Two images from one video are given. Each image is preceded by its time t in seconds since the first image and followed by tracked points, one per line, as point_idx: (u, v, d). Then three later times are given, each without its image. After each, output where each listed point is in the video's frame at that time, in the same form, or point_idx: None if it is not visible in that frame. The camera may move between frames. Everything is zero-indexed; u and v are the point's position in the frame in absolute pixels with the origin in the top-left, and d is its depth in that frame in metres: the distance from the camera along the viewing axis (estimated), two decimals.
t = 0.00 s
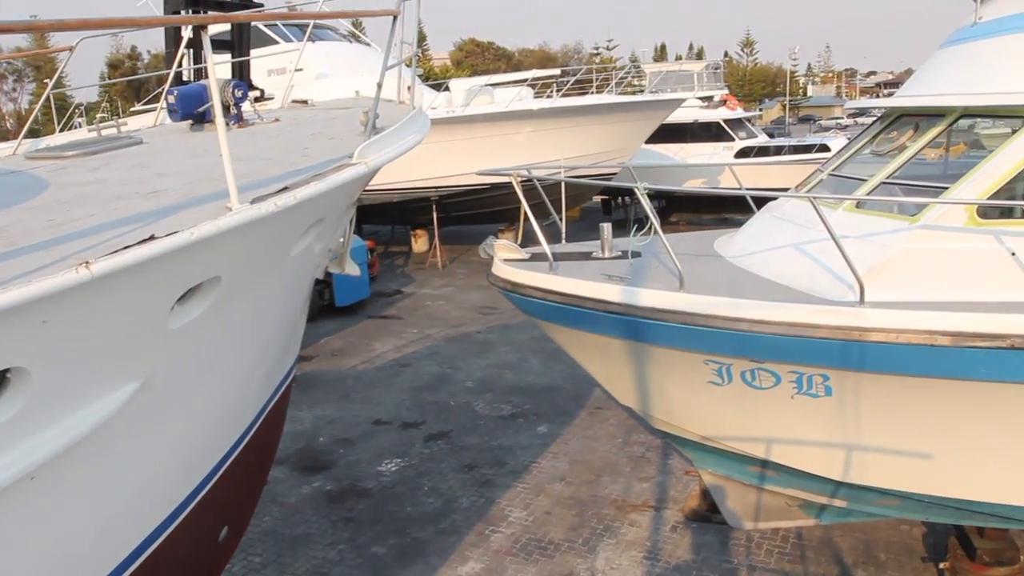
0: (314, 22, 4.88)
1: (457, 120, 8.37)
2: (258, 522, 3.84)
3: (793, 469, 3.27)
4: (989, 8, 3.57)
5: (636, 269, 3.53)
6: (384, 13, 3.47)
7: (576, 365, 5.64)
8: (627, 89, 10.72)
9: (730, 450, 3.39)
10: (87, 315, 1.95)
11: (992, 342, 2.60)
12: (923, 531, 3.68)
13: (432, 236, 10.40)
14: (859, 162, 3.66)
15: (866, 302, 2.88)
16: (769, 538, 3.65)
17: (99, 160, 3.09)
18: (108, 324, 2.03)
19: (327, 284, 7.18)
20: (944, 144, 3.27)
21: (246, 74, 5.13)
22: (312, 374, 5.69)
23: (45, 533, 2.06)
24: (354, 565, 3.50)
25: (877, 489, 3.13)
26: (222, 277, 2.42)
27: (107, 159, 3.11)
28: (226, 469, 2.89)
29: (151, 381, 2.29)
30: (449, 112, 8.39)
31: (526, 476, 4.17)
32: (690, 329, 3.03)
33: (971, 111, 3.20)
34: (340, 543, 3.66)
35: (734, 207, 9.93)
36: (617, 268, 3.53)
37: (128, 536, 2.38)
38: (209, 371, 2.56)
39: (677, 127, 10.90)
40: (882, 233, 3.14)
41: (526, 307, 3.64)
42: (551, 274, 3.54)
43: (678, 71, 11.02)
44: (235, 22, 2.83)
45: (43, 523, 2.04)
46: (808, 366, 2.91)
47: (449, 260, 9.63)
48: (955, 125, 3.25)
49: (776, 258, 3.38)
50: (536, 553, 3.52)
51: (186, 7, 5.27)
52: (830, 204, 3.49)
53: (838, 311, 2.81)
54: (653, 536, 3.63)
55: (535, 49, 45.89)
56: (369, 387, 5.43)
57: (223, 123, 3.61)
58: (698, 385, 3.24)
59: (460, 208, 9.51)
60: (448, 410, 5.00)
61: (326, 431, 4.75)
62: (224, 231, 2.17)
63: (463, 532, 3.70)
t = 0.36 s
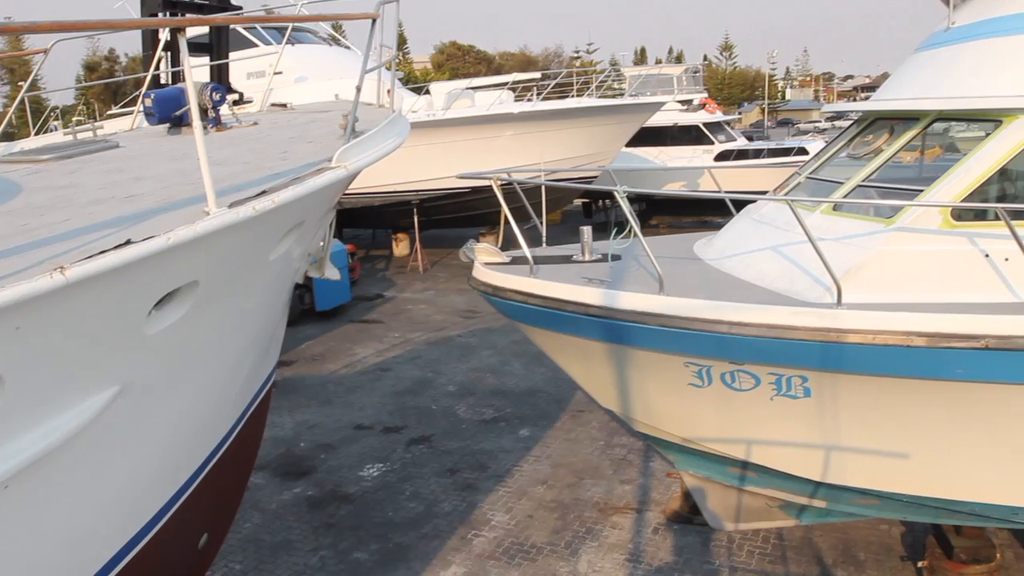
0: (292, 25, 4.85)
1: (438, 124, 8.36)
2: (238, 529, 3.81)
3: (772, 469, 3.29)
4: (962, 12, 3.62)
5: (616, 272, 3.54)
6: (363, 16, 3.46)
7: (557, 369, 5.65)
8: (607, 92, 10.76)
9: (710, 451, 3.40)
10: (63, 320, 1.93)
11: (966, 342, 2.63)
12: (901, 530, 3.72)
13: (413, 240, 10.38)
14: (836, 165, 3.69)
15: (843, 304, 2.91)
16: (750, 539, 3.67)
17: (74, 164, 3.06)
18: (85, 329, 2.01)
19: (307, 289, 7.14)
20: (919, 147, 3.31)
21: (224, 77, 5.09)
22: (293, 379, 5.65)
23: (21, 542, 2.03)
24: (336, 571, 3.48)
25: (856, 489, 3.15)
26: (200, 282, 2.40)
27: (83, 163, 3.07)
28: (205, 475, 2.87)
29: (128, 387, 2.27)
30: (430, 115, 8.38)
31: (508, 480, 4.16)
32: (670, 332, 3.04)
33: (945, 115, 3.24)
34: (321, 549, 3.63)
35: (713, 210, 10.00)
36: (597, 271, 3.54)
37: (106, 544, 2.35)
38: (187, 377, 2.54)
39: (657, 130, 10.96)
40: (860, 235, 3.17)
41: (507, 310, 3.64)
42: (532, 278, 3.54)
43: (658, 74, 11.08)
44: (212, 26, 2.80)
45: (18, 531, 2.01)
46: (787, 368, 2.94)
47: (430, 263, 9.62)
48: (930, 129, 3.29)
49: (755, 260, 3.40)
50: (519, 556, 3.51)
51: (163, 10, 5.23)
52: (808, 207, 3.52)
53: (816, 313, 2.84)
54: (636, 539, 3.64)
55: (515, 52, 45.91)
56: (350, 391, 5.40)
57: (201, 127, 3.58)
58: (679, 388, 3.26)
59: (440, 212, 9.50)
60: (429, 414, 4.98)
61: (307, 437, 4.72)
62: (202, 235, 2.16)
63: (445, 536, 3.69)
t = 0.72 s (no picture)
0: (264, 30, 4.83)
1: (412, 129, 8.34)
2: (210, 538, 3.76)
3: (745, 471, 3.32)
4: (926, 19, 3.69)
5: (590, 276, 3.55)
6: (334, 21, 3.45)
7: (532, 373, 5.66)
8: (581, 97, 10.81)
9: (684, 453, 3.42)
10: (27, 328, 1.89)
11: (932, 343, 2.68)
12: (872, 529, 3.77)
13: (388, 246, 10.33)
14: (806, 169, 3.73)
15: (813, 306, 2.94)
16: (724, 540, 3.69)
17: (39, 170, 3.01)
18: (49, 337, 1.97)
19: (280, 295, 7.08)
20: (887, 151, 3.37)
21: (195, 81, 5.05)
22: (266, 386, 5.60)
23: None
24: None
25: (827, 489, 3.19)
26: (168, 289, 2.37)
27: (48, 169, 3.02)
28: (176, 485, 2.83)
29: (96, 396, 2.23)
30: (403, 120, 8.37)
31: (483, 485, 4.16)
32: (644, 335, 3.06)
33: (912, 119, 3.30)
34: (295, 557, 3.60)
35: (687, 214, 10.10)
36: (570, 275, 3.55)
37: (73, 556, 2.31)
38: (156, 385, 2.51)
39: (631, 135, 11.03)
40: (829, 238, 3.21)
41: (481, 315, 3.64)
42: (505, 283, 3.55)
43: (631, 79, 11.17)
44: (181, 31, 2.78)
45: None
46: (758, 369, 2.97)
47: (405, 268, 9.59)
48: (897, 133, 3.35)
49: (726, 264, 3.43)
50: (495, 561, 3.51)
51: (132, 14, 5.17)
52: (778, 210, 3.57)
53: (786, 314, 2.87)
54: (611, 542, 3.65)
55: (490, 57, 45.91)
56: (324, 398, 5.37)
57: (170, 132, 3.54)
58: (652, 390, 3.27)
59: (415, 217, 9.47)
60: (404, 420, 4.96)
61: (280, 444, 4.68)
62: (170, 241, 2.13)
63: (420, 542, 3.67)
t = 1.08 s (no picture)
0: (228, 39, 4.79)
1: (381, 139, 8.33)
2: (174, 554, 3.69)
3: (713, 478, 3.34)
4: (885, 34, 3.79)
5: (557, 286, 3.56)
6: (300, 31, 3.43)
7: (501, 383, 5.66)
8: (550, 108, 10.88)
9: (652, 461, 3.43)
10: None
11: (893, 350, 2.73)
12: (838, 534, 3.82)
13: (356, 256, 10.27)
14: (770, 180, 3.79)
15: (777, 314, 2.98)
16: (693, 548, 3.71)
17: None
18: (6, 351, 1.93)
19: (247, 306, 7.01)
20: (849, 161, 3.42)
21: (159, 90, 4.99)
22: (233, 399, 5.53)
23: None
24: None
25: (794, 496, 3.22)
26: (130, 301, 2.34)
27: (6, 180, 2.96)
28: (139, 500, 2.77)
29: (55, 411, 2.18)
30: (372, 130, 8.35)
31: (453, 496, 4.14)
32: (612, 344, 3.07)
33: (872, 131, 3.37)
34: (262, 572, 3.54)
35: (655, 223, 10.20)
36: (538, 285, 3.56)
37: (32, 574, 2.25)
38: (118, 398, 2.46)
39: (599, 145, 11.12)
40: (793, 248, 3.25)
41: (449, 325, 3.63)
42: (473, 293, 3.55)
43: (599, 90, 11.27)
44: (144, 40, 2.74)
45: None
46: (724, 378, 3.00)
47: (374, 279, 9.55)
48: (858, 144, 3.41)
49: (693, 273, 3.46)
50: (465, 573, 3.49)
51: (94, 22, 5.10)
52: (743, 220, 3.61)
53: (751, 323, 2.90)
54: (581, 551, 3.65)
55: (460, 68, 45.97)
56: (292, 410, 5.31)
57: (133, 141, 3.49)
58: (620, 400, 3.29)
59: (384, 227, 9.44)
60: (373, 431, 4.92)
61: (247, 457, 4.62)
62: (132, 252, 2.10)
63: (389, 555, 3.64)
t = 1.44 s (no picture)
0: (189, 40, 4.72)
1: (348, 141, 8.28)
2: (136, 564, 3.62)
3: (679, 478, 3.36)
4: (844, 38, 3.86)
5: (523, 289, 3.57)
6: (263, 32, 3.40)
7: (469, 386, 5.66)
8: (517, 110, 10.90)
9: (618, 462, 3.45)
10: None
11: (854, 350, 2.77)
12: (803, 531, 3.87)
13: (323, 259, 10.19)
14: (734, 182, 3.83)
15: (740, 316, 3.01)
16: (661, 548, 3.74)
17: None
18: None
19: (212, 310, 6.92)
20: (811, 164, 3.47)
21: (119, 91, 4.91)
22: (197, 405, 5.45)
23: None
24: None
25: (758, 494, 3.26)
26: (87, 306, 2.29)
27: None
28: (98, 508, 2.72)
29: (10, 418, 2.13)
30: (338, 132, 8.30)
31: (421, 499, 4.12)
32: (578, 346, 3.08)
33: (833, 134, 3.41)
34: None
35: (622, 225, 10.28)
36: (504, 287, 3.56)
37: None
38: (74, 404, 2.41)
39: (566, 148, 11.17)
40: (755, 249, 3.29)
41: (415, 329, 3.62)
42: (439, 296, 3.54)
43: (565, 93, 11.33)
44: (101, 40, 2.70)
45: None
46: (689, 378, 3.02)
47: (341, 282, 9.49)
48: (819, 147, 3.46)
49: (658, 275, 3.49)
50: None
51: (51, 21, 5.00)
52: (706, 222, 3.65)
53: (715, 324, 2.93)
54: (550, 553, 3.66)
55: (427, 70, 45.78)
56: (257, 415, 5.25)
57: (91, 143, 3.43)
58: (587, 401, 3.30)
59: (351, 230, 9.38)
60: (341, 436, 4.89)
61: (211, 464, 4.55)
62: (89, 256, 2.06)
63: (357, 560, 3.61)
